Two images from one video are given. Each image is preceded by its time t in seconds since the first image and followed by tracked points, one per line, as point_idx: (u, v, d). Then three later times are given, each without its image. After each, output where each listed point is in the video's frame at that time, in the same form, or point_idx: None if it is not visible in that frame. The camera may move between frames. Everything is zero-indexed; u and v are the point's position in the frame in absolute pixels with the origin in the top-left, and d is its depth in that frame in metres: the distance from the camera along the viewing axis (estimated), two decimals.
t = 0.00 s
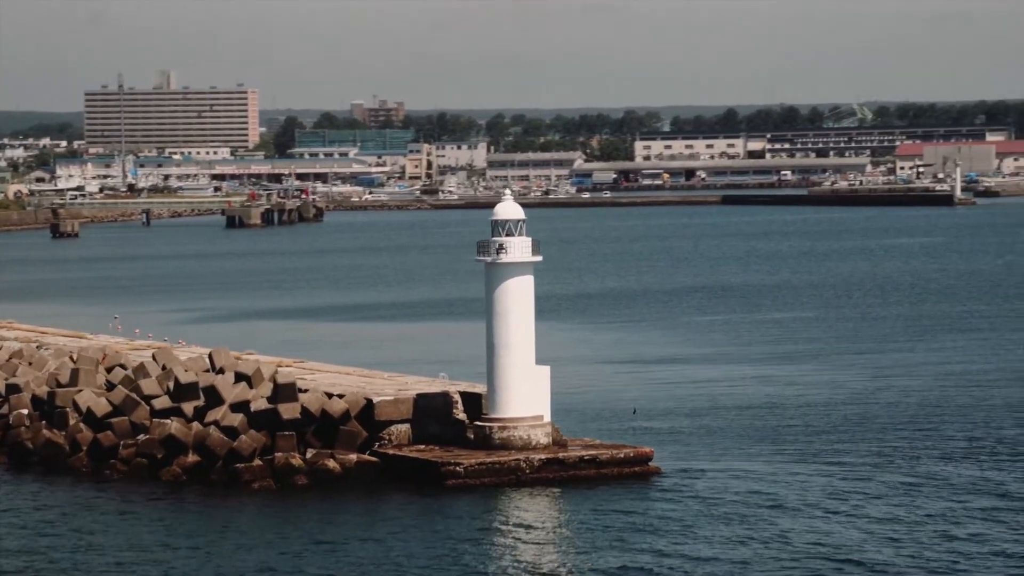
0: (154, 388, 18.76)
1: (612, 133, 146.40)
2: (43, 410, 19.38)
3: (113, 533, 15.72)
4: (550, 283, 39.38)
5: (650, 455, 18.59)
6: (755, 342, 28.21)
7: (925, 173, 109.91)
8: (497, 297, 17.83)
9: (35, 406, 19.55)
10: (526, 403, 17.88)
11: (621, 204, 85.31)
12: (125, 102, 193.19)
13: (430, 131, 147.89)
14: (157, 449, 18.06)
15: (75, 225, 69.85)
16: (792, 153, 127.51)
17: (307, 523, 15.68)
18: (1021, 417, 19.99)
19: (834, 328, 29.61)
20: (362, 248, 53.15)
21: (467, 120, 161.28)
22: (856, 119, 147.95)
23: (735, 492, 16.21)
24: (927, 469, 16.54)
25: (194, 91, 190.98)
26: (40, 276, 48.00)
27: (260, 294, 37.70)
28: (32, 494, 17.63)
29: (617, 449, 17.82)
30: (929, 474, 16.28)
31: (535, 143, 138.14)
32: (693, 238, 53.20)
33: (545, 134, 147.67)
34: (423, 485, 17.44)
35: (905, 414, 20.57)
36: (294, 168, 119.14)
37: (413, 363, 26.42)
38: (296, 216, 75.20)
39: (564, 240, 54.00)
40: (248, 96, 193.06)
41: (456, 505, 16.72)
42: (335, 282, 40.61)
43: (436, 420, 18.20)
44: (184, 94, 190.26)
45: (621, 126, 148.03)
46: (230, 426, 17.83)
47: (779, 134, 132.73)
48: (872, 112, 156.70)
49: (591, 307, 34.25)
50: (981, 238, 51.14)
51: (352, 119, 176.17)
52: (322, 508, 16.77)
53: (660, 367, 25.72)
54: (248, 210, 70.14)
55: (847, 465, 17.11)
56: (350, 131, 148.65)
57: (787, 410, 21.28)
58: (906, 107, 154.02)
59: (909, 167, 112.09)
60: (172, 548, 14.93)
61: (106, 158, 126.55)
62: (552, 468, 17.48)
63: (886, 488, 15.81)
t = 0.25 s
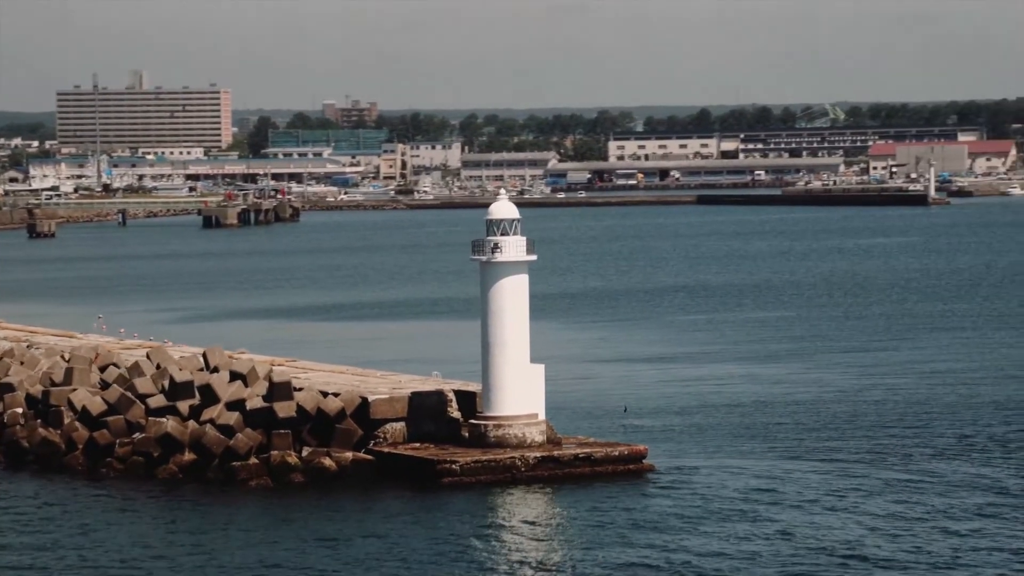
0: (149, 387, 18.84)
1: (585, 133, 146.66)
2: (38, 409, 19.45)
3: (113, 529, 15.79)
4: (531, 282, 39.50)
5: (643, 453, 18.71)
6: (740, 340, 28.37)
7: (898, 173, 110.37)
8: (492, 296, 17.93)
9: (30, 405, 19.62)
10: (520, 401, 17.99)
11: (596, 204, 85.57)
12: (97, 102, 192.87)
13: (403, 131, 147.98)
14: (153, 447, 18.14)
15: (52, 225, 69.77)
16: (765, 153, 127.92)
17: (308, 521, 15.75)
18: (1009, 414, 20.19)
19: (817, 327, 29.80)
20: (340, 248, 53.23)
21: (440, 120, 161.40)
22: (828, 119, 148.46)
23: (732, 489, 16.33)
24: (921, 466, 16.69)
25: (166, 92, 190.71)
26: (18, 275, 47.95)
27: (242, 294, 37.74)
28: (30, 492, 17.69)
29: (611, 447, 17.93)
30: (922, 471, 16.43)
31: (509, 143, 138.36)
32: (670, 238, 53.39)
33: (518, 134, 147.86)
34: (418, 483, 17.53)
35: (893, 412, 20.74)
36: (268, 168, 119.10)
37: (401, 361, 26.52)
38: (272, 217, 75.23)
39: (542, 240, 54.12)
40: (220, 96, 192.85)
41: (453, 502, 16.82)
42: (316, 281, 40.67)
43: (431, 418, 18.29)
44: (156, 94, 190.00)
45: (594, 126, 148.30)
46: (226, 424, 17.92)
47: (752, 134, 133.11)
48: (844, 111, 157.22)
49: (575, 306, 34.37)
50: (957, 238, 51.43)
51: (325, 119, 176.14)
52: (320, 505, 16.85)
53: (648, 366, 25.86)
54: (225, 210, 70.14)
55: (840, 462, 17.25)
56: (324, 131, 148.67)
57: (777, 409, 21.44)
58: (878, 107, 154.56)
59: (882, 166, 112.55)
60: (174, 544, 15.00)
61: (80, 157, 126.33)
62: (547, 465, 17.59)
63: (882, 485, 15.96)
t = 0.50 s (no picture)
0: (151, 386, 18.92)
1: (565, 134, 147.02)
2: (39, 408, 19.54)
3: (120, 526, 15.85)
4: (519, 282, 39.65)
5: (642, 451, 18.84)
6: (731, 340, 28.54)
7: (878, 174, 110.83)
8: (494, 295, 18.05)
9: (31, 404, 19.70)
10: (522, 400, 18.10)
11: (579, 204, 85.84)
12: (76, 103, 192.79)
13: (383, 132, 148.19)
14: (156, 446, 18.23)
15: (35, 225, 69.81)
16: (745, 154, 128.37)
17: (313, 520, 15.85)
18: (1003, 413, 20.38)
19: (807, 327, 29.99)
20: (325, 248, 53.41)
21: (419, 121, 161.65)
22: (807, 120, 148.95)
23: (734, 487, 16.45)
24: (920, 464, 16.85)
25: (145, 93, 190.75)
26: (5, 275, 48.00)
27: (231, 294, 37.83)
28: (33, 489, 17.74)
29: (612, 445, 18.06)
30: (923, 469, 16.57)
31: (489, 144, 138.66)
32: (654, 238, 53.62)
33: (498, 134, 148.18)
34: (421, 481, 17.64)
35: (889, 411, 20.92)
36: (248, 169, 119.21)
37: (394, 361, 26.64)
38: (255, 217, 75.34)
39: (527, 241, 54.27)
40: (199, 97, 192.96)
41: (456, 500, 16.92)
42: (304, 282, 40.76)
43: (432, 417, 18.40)
44: (136, 95, 190.00)
45: (574, 127, 148.61)
46: (228, 423, 18.02)
47: (731, 135, 133.51)
48: (822, 112, 157.73)
49: (563, 306, 34.53)
50: (939, 238, 51.75)
51: (304, 119, 176.30)
52: (325, 503, 16.94)
53: (640, 365, 26.03)
54: (208, 211, 70.25)
55: (839, 460, 17.41)
56: (304, 132, 148.82)
57: (773, 408, 21.60)
58: (857, 108, 155.10)
59: (863, 167, 113.02)
60: (183, 541, 15.08)
61: (60, 158, 126.38)
62: (549, 464, 17.71)
63: (883, 483, 16.11)
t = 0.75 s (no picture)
0: (158, 385, 19.01)
1: (550, 134, 147.14)
2: (46, 407, 19.62)
3: (132, 525, 15.93)
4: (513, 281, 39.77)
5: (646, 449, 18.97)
6: (727, 339, 28.69)
7: (863, 174, 111.21)
8: (499, 295, 18.16)
9: (37, 403, 19.78)
10: (528, 398, 18.22)
11: (566, 204, 85.98)
12: (60, 103, 192.59)
13: (368, 132, 148.24)
14: (164, 444, 18.33)
15: (23, 224, 69.76)
16: (731, 154, 128.75)
17: (326, 516, 15.96)
18: (1004, 411, 20.54)
19: (802, 326, 30.14)
20: (316, 248, 53.50)
21: (404, 120, 161.71)
22: (792, 120, 149.24)
23: (741, 484, 16.60)
24: (926, 461, 17.01)
25: (130, 93, 190.63)
26: None
27: (226, 294, 37.90)
28: (43, 488, 17.83)
29: (617, 443, 18.19)
30: (929, 466, 16.73)
31: (475, 144, 138.76)
32: (647, 237, 53.76)
33: (483, 134, 148.32)
34: (429, 479, 17.74)
35: (889, 409, 21.07)
36: (234, 169, 119.19)
37: (393, 360, 26.73)
38: (243, 218, 75.45)
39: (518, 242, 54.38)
40: (184, 98, 192.82)
41: (464, 498, 17.03)
42: (297, 282, 40.84)
43: (438, 415, 18.51)
44: (120, 95, 189.86)
45: (559, 127, 148.77)
46: (237, 422, 18.12)
47: (716, 135, 133.78)
48: (807, 112, 158.14)
49: (558, 305, 34.65)
50: (928, 237, 51.98)
51: (289, 119, 176.29)
52: (335, 501, 17.05)
53: (639, 364, 26.17)
54: (197, 211, 70.28)
55: (845, 458, 17.57)
56: (289, 132, 148.88)
57: (774, 407, 21.76)
58: (841, 108, 155.54)
59: (848, 167, 113.41)
60: (196, 540, 15.16)
61: (45, 158, 126.27)
62: (555, 461, 17.84)
63: (890, 479, 16.26)
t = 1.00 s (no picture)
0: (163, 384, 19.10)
1: (536, 133, 147.23)
2: (51, 405, 19.70)
3: (145, 522, 15.97)
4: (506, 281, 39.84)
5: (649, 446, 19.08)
6: (723, 338, 28.81)
7: (848, 174, 111.42)
8: (505, 294, 18.25)
9: (42, 402, 19.85)
10: (533, 396, 18.32)
11: (553, 204, 86.09)
12: (44, 103, 192.34)
13: (353, 132, 148.25)
14: (171, 442, 18.41)
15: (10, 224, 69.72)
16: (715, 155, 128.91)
17: (338, 514, 16.04)
18: (1003, 409, 20.69)
19: (797, 325, 30.28)
20: (307, 248, 53.56)
21: (389, 120, 161.72)
22: (776, 120, 149.49)
23: (748, 482, 16.71)
24: (932, 459, 17.14)
25: (114, 92, 190.42)
26: None
27: (219, 293, 37.94)
28: (52, 486, 17.90)
29: (622, 441, 18.29)
30: (934, 464, 16.86)
31: (460, 144, 138.82)
32: (636, 237, 53.87)
33: (468, 134, 148.41)
34: (436, 476, 17.83)
35: (889, 408, 21.19)
36: (219, 169, 119.14)
37: (392, 359, 26.81)
38: (230, 217, 75.44)
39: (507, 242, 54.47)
40: (168, 97, 192.62)
41: (473, 495, 17.12)
42: (289, 281, 40.87)
43: (443, 413, 18.59)
44: (104, 95, 189.63)
45: (544, 127, 148.88)
46: (243, 420, 18.21)
47: (701, 135, 133.97)
48: (790, 112, 158.40)
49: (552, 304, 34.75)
50: (917, 237, 52.14)
51: (273, 119, 176.21)
52: (344, 499, 17.14)
53: (638, 363, 26.27)
54: (185, 211, 70.27)
55: (850, 456, 17.70)
56: (273, 132, 148.77)
57: (774, 405, 21.90)
58: (825, 108, 155.83)
59: (833, 167, 113.63)
60: (211, 537, 15.21)
61: (30, 157, 126.09)
62: (561, 459, 17.94)
63: (896, 476, 16.39)
